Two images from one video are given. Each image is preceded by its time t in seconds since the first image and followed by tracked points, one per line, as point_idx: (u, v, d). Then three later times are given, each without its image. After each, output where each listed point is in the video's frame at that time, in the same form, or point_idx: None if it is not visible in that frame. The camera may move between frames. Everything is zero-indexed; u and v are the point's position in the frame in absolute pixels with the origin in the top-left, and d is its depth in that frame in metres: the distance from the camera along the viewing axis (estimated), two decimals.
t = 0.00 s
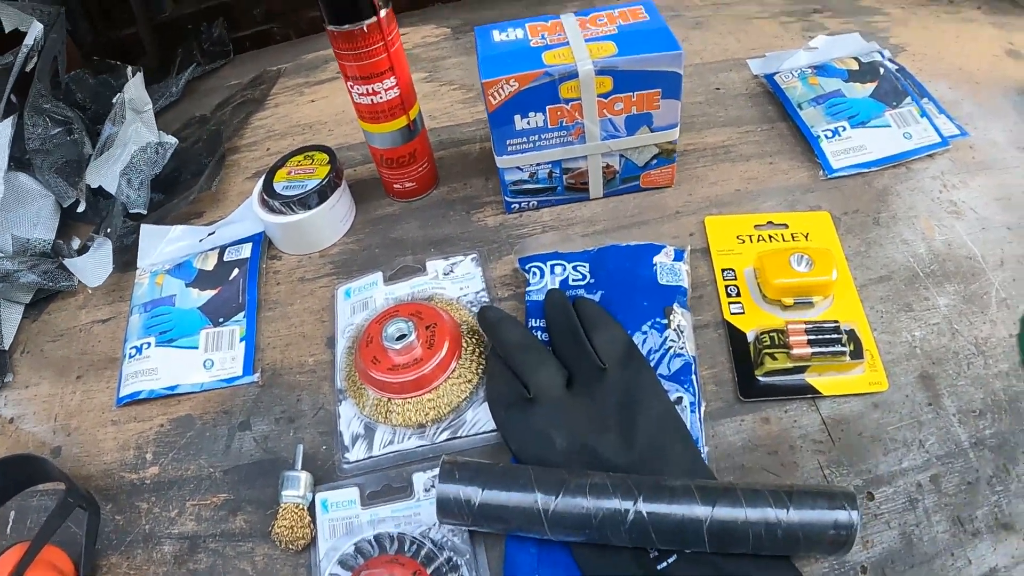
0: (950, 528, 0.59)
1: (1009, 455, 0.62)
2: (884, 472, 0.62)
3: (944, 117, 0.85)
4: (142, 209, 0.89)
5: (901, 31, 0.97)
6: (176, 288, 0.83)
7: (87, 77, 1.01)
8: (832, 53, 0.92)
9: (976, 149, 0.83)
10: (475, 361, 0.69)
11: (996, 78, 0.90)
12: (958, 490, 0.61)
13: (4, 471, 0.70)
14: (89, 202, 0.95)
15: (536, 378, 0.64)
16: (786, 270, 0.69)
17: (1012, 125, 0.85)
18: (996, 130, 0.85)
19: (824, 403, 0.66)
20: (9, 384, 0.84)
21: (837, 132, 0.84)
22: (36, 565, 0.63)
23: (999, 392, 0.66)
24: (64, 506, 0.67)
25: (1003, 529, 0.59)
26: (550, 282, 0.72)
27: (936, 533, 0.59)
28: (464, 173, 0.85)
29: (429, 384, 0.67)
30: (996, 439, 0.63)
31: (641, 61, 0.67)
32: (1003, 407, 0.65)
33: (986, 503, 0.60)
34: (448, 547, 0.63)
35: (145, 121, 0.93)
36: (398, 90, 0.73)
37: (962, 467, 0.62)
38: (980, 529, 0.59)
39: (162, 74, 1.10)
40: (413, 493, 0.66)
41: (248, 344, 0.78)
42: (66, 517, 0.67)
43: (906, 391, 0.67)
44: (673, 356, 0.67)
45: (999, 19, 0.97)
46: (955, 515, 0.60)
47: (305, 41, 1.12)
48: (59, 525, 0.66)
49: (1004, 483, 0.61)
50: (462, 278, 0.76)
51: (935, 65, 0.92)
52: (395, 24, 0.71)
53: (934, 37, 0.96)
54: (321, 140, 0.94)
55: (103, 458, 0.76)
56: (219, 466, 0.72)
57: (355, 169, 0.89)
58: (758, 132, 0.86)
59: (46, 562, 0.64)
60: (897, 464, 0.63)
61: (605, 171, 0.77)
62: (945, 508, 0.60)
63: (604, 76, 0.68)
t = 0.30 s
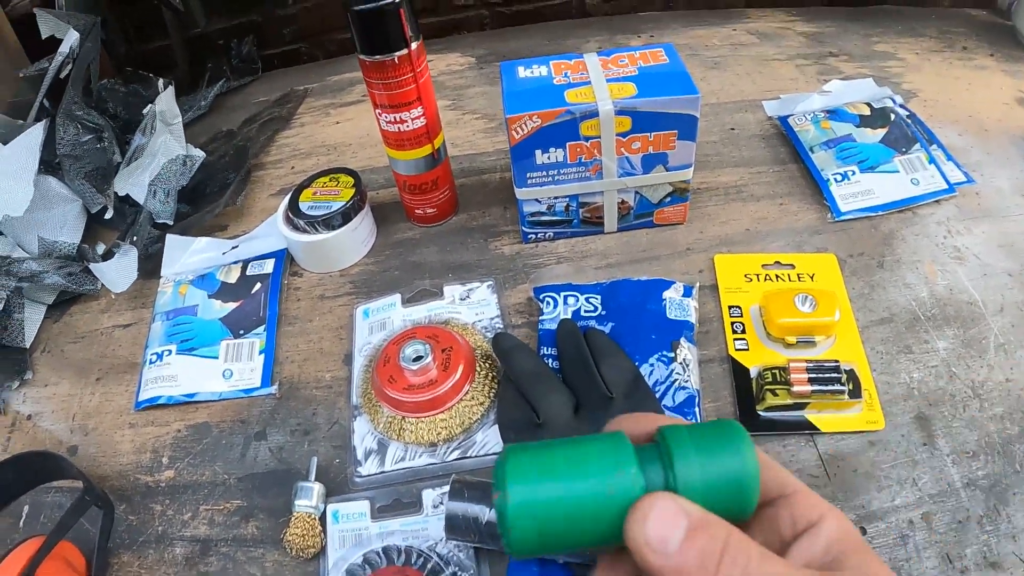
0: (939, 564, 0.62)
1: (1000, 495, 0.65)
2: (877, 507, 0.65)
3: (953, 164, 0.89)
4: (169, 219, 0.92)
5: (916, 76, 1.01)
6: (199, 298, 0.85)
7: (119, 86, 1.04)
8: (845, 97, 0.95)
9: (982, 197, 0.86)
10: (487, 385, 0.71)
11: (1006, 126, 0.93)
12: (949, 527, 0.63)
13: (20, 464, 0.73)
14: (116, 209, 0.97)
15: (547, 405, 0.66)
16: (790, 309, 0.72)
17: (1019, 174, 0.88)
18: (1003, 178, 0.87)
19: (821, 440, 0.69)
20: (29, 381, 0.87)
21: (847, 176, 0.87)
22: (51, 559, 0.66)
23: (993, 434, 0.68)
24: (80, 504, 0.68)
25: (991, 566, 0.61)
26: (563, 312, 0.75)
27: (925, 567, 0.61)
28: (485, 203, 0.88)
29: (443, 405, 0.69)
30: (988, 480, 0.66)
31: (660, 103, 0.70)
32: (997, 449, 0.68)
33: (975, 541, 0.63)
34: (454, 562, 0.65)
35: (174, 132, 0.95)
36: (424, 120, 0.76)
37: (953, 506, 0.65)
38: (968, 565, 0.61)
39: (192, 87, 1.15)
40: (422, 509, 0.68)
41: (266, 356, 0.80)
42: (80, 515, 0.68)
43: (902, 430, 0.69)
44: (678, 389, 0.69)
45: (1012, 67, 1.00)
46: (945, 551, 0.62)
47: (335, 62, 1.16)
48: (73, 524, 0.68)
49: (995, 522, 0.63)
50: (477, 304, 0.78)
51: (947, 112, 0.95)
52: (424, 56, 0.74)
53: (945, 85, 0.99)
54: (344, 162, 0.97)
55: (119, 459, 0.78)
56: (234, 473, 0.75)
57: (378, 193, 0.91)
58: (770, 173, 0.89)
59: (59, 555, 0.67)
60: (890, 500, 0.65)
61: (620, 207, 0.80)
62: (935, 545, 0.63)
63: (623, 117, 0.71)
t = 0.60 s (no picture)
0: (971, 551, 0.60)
1: None
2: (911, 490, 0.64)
3: (997, 154, 0.86)
4: (206, 172, 0.93)
5: (961, 65, 1.00)
6: (235, 251, 0.86)
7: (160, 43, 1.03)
8: (891, 81, 0.95)
9: None
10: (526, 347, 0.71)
11: None
12: (983, 515, 0.62)
13: (47, 412, 0.70)
14: (153, 161, 0.96)
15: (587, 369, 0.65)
16: (833, 286, 0.71)
17: None
18: None
19: (859, 419, 0.68)
20: (59, 330, 0.85)
21: (892, 159, 0.87)
22: (73, 507, 0.63)
23: None
24: (107, 451, 0.67)
25: (1023, 557, 0.60)
26: (605, 277, 0.76)
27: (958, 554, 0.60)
28: (525, 166, 0.90)
29: (480, 364, 0.69)
30: None
31: (711, 71, 0.69)
32: None
33: (1008, 531, 0.61)
34: (485, 523, 0.64)
35: (214, 87, 0.96)
36: (471, 79, 0.76)
37: (988, 494, 0.63)
38: (1000, 554, 0.60)
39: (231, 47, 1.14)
40: (455, 469, 0.68)
41: (301, 311, 0.81)
42: (106, 462, 0.66)
43: (940, 415, 0.68)
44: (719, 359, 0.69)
45: None
46: (979, 538, 0.61)
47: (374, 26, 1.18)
48: (99, 470, 0.66)
49: None
50: (518, 266, 0.80)
51: (993, 103, 0.94)
52: (475, 14, 0.73)
53: (993, 75, 0.98)
54: (387, 121, 0.99)
55: (148, 409, 0.77)
56: (264, 426, 0.74)
57: (419, 153, 0.94)
58: (814, 152, 0.90)
59: (83, 502, 0.64)
60: (925, 484, 0.64)
61: (665, 175, 0.80)
62: (968, 532, 0.61)
63: (674, 83, 0.70)
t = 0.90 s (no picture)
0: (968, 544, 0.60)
1: None
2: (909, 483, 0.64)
3: (996, 148, 0.87)
4: (204, 161, 0.93)
5: (961, 60, 1.00)
6: (232, 240, 0.86)
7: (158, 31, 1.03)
8: (891, 75, 0.95)
9: None
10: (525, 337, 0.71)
11: None
12: (980, 509, 0.62)
13: (49, 402, 0.70)
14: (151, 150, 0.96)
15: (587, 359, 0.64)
16: (833, 278, 0.71)
17: None
18: None
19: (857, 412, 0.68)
20: (56, 320, 0.85)
21: (892, 153, 0.87)
22: (71, 495, 0.62)
23: None
24: (104, 440, 0.66)
25: (1019, 551, 0.60)
26: (604, 267, 0.76)
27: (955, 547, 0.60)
28: (525, 156, 0.90)
29: (479, 354, 0.70)
30: (1021, 464, 0.64)
31: (712, 62, 0.69)
32: None
33: (1005, 525, 0.61)
34: (483, 513, 0.64)
35: (213, 76, 0.95)
36: (471, 68, 0.75)
37: (985, 488, 0.63)
38: (997, 548, 0.60)
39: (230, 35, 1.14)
40: (452, 459, 0.67)
41: (299, 300, 0.80)
42: (104, 451, 0.66)
43: (938, 408, 0.68)
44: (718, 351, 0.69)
45: None
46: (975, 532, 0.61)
47: (373, 15, 1.18)
48: (96, 459, 0.66)
49: None
50: (516, 256, 0.80)
51: (992, 98, 0.94)
52: (476, 3, 0.73)
53: (993, 71, 0.98)
54: (385, 111, 0.99)
55: (145, 398, 0.76)
56: (262, 416, 0.73)
57: (418, 143, 0.94)
58: (814, 144, 0.90)
59: (80, 490, 0.64)
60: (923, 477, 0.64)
61: (665, 166, 0.80)
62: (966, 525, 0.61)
63: (675, 74, 0.70)
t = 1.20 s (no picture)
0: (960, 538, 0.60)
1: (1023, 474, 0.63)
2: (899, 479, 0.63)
3: (983, 142, 0.87)
4: (190, 168, 0.93)
5: (946, 55, 1.00)
6: (218, 247, 0.86)
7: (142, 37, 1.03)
8: (876, 71, 0.95)
9: (1011, 176, 0.85)
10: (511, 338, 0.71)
11: None
12: (971, 503, 0.62)
13: (37, 411, 0.69)
14: (137, 157, 0.95)
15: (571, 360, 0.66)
16: (819, 275, 0.71)
17: None
18: None
19: (846, 408, 0.68)
20: (44, 328, 0.85)
21: (877, 148, 0.87)
22: (60, 505, 0.62)
23: (1017, 413, 0.67)
24: (93, 448, 0.66)
25: (1011, 544, 0.60)
26: (590, 268, 0.75)
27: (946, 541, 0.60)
28: (510, 158, 0.90)
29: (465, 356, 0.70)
30: (1011, 458, 0.64)
31: (695, 61, 0.69)
32: (1020, 428, 0.66)
33: (996, 519, 0.61)
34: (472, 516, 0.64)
35: (198, 83, 0.95)
36: (455, 70, 0.75)
37: (976, 482, 0.63)
38: (988, 543, 0.60)
39: (214, 40, 1.14)
40: (440, 462, 0.67)
41: (286, 306, 0.80)
42: (92, 460, 0.66)
43: (927, 403, 0.68)
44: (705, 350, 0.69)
45: None
46: (967, 527, 0.61)
47: (359, 19, 1.18)
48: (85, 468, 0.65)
49: (1016, 501, 0.62)
50: (502, 258, 0.80)
51: (977, 92, 0.94)
52: (457, 6, 0.73)
53: (978, 65, 0.98)
54: (370, 115, 0.99)
55: (133, 406, 0.76)
56: (250, 422, 0.73)
57: (404, 146, 0.93)
58: (800, 141, 0.90)
59: (70, 500, 0.64)
60: (913, 472, 0.64)
61: (650, 166, 0.80)
62: (957, 519, 0.61)
63: (657, 73, 0.70)
